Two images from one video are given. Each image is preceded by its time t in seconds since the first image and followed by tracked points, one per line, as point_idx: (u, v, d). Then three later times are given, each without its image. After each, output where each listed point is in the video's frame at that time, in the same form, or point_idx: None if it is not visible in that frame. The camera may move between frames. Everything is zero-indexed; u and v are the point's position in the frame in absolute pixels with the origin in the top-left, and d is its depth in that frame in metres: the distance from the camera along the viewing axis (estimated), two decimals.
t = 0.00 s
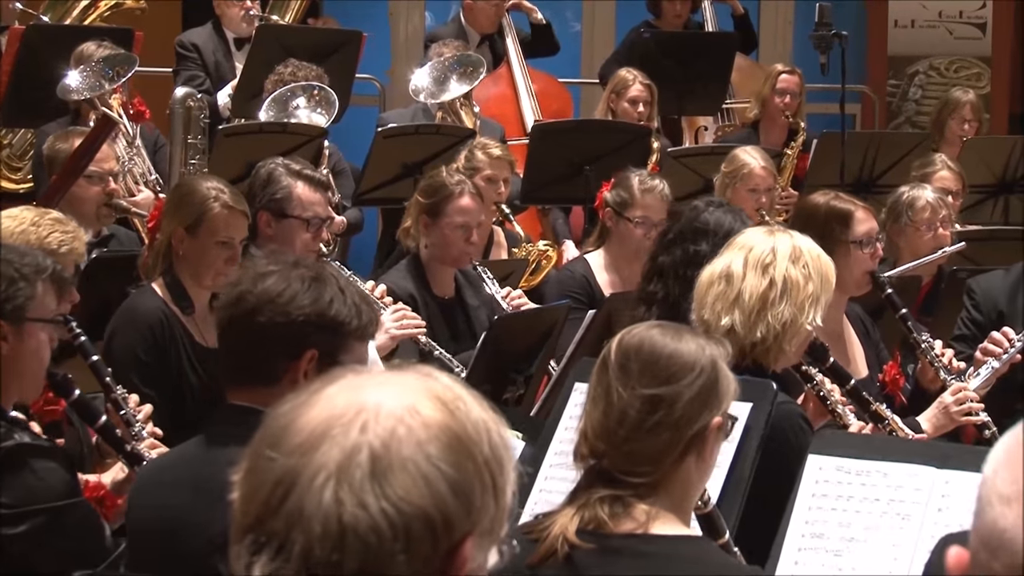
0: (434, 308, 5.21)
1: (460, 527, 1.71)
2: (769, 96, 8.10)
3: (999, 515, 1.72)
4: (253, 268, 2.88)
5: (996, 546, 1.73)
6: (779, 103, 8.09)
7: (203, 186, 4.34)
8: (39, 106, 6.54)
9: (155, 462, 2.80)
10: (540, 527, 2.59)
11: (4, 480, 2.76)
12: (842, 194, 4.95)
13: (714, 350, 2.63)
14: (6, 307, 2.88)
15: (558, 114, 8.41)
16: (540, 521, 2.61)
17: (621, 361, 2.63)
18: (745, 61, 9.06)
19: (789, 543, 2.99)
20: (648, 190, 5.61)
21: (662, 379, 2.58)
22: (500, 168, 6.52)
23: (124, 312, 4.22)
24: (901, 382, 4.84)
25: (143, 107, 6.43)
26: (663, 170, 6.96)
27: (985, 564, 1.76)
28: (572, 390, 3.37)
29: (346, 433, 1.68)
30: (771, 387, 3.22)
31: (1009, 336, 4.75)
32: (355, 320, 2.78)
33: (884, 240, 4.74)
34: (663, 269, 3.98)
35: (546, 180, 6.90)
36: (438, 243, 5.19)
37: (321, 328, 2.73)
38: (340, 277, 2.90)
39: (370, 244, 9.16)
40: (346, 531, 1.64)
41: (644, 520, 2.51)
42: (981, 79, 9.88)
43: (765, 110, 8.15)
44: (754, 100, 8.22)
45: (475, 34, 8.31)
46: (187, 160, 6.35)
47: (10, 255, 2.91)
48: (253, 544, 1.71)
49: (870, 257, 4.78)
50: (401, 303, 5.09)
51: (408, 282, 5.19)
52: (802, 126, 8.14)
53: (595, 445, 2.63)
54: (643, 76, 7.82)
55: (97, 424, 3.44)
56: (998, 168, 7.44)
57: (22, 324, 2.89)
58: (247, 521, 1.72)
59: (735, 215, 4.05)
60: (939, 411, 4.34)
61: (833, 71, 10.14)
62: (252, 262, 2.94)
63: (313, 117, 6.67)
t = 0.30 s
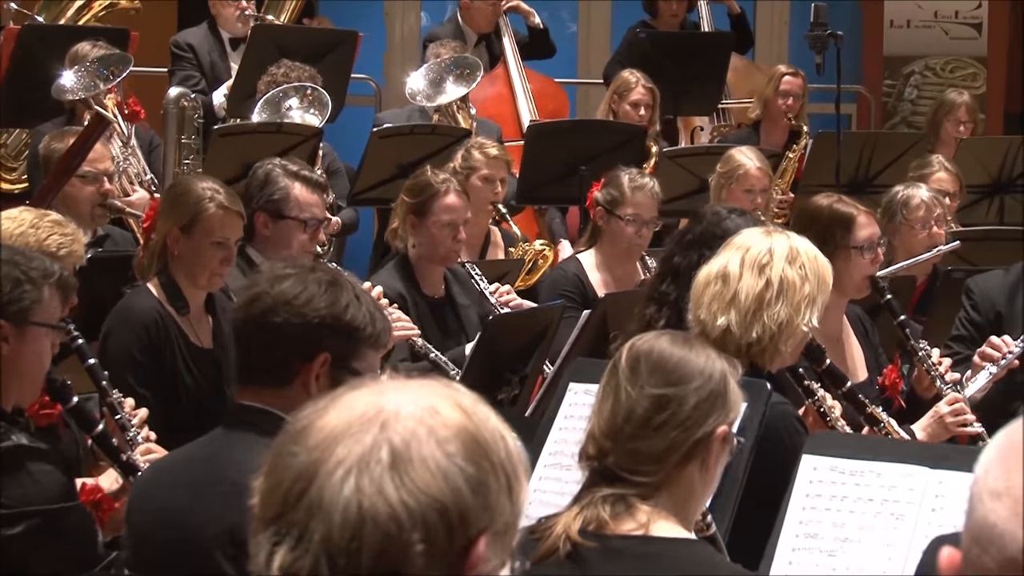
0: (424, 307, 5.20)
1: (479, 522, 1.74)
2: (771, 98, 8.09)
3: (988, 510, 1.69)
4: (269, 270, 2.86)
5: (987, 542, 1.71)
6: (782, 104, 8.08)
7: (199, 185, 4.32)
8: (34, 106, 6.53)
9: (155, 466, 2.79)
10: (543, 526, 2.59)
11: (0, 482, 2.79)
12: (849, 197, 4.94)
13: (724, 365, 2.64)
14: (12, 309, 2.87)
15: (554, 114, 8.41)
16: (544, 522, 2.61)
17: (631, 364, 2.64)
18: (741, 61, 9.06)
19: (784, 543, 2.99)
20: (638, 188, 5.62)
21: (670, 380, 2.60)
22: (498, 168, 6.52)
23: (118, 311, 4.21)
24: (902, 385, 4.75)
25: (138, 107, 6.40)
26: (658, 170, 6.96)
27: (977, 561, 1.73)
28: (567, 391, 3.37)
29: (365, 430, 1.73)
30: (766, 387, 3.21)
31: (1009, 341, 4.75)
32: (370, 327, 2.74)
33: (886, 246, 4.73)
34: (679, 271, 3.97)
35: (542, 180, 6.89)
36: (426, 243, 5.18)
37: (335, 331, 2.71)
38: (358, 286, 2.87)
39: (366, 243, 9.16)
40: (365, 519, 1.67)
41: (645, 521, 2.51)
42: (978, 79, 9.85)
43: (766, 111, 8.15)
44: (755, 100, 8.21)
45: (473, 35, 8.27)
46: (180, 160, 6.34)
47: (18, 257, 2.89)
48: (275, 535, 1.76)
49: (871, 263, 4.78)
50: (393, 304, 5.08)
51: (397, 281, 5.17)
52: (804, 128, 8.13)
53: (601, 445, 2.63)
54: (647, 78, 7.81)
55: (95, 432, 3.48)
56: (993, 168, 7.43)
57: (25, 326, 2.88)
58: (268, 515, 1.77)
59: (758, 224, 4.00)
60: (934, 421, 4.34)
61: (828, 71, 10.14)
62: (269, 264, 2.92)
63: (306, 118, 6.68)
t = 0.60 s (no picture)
0: (411, 307, 5.20)
1: (484, 521, 1.79)
2: (771, 98, 8.09)
3: (989, 506, 1.72)
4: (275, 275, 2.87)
5: (986, 535, 1.73)
6: (781, 105, 8.09)
7: (193, 186, 4.32)
8: (30, 106, 6.52)
9: (156, 466, 2.77)
10: (545, 526, 2.59)
11: None
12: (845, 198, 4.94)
13: (736, 378, 2.63)
14: (14, 313, 2.86)
15: (549, 114, 8.41)
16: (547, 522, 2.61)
17: (643, 368, 2.64)
18: (736, 61, 9.07)
19: (777, 544, 2.98)
20: (633, 189, 5.61)
21: (681, 386, 2.60)
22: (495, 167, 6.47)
23: (112, 312, 4.21)
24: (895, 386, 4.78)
25: (132, 107, 6.40)
26: (654, 171, 6.96)
27: (977, 557, 1.74)
28: (560, 391, 3.36)
29: (380, 431, 1.81)
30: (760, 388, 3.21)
31: (1005, 340, 4.73)
32: (375, 332, 2.76)
33: (882, 248, 4.73)
34: (676, 272, 3.96)
35: (537, 179, 6.89)
36: (412, 245, 5.18)
37: (339, 334, 2.71)
38: (363, 292, 2.88)
39: (360, 243, 9.15)
40: (376, 507, 1.73)
41: (649, 522, 2.53)
42: (971, 79, 9.96)
43: (766, 111, 8.14)
44: (755, 100, 8.21)
45: (469, 35, 8.27)
46: (174, 160, 6.34)
47: (22, 261, 2.90)
48: (285, 530, 1.80)
49: (867, 264, 4.78)
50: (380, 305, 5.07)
51: (385, 285, 5.17)
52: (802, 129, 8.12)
53: (610, 447, 2.64)
54: (645, 78, 7.81)
55: (90, 439, 3.45)
56: (988, 169, 7.44)
57: (27, 330, 2.87)
58: (276, 513, 1.82)
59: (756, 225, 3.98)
60: (925, 424, 4.33)
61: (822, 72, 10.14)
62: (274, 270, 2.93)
63: (297, 117, 6.69)
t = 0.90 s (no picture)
0: (406, 306, 5.20)
1: (473, 520, 1.79)
2: (766, 98, 8.09)
3: (988, 497, 1.71)
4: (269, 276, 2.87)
5: (985, 527, 1.72)
6: (776, 105, 8.08)
7: (186, 185, 4.32)
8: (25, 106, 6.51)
9: (150, 466, 2.77)
10: (540, 526, 2.58)
11: None
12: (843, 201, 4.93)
13: (730, 372, 2.63)
14: (10, 315, 2.85)
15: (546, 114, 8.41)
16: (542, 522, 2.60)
17: (636, 370, 2.62)
18: (732, 61, 9.06)
19: (770, 544, 2.97)
20: (632, 191, 5.60)
21: (675, 388, 2.58)
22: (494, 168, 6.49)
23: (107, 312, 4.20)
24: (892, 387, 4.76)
25: (127, 108, 6.41)
26: (649, 171, 6.96)
27: (975, 549, 1.74)
28: (554, 391, 3.36)
29: (370, 432, 1.81)
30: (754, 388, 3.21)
31: (1004, 341, 4.74)
32: (369, 333, 2.76)
33: (882, 249, 4.70)
34: (663, 272, 3.95)
35: (533, 178, 6.88)
36: (404, 242, 5.16)
37: (333, 335, 2.72)
38: (357, 293, 2.88)
39: (355, 243, 9.15)
40: (366, 504, 1.73)
41: (645, 523, 2.51)
42: (966, 79, 9.94)
43: (761, 111, 8.13)
44: (749, 100, 8.21)
45: (467, 37, 8.31)
46: (169, 160, 6.32)
47: (21, 263, 2.87)
48: (276, 528, 1.80)
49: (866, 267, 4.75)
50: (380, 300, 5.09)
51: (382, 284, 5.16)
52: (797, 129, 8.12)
53: (604, 450, 2.61)
54: (643, 77, 7.80)
55: (89, 442, 3.44)
56: (982, 170, 7.44)
57: (23, 333, 2.87)
58: (268, 511, 1.82)
59: (741, 221, 3.98)
60: (925, 427, 4.33)
61: (817, 72, 10.15)
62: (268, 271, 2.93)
63: (293, 117, 6.75)
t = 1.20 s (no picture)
0: (404, 307, 5.19)
1: (452, 525, 1.82)
2: (754, 97, 8.10)
3: (980, 499, 1.75)
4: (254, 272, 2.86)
5: (976, 528, 1.75)
6: (765, 104, 8.08)
7: (184, 189, 4.32)
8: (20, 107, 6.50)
9: (139, 468, 2.78)
10: (523, 525, 2.57)
11: None
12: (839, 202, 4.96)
13: (705, 358, 2.61)
14: (9, 316, 2.83)
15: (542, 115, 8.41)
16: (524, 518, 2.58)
17: (611, 366, 2.60)
18: (727, 61, 9.07)
19: (763, 543, 2.98)
20: (630, 192, 5.61)
21: (651, 383, 2.56)
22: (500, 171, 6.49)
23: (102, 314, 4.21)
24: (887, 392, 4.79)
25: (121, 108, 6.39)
26: (644, 171, 6.96)
27: (965, 549, 1.77)
28: (547, 391, 3.36)
29: (349, 439, 1.84)
30: (746, 388, 3.21)
31: (1000, 347, 4.73)
32: (352, 327, 2.75)
33: (875, 252, 4.73)
34: (648, 268, 3.96)
35: (528, 178, 6.89)
36: (407, 246, 5.17)
37: (316, 331, 2.71)
38: (340, 286, 2.87)
39: (350, 243, 9.15)
40: (348, 506, 1.76)
41: (626, 521, 2.49)
42: (961, 80, 9.97)
43: (751, 111, 8.14)
44: (739, 101, 8.22)
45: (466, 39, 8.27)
46: (163, 160, 6.32)
47: (19, 264, 2.85)
48: (258, 531, 1.81)
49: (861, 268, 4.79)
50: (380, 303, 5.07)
51: (380, 285, 5.16)
52: (787, 128, 8.14)
53: (582, 448, 2.60)
54: (637, 77, 7.80)
55: (90, 442, 3.51)
56: (977, 170, 7.45)
57: (22, 334, 2.84)
58: (249, 517, 1.83)
59: (723, 219, 4.00)
60: (917, 427, 4.35)
61: (811, 73, 10.16)
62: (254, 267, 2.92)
63: (290, 116, 6.74)
